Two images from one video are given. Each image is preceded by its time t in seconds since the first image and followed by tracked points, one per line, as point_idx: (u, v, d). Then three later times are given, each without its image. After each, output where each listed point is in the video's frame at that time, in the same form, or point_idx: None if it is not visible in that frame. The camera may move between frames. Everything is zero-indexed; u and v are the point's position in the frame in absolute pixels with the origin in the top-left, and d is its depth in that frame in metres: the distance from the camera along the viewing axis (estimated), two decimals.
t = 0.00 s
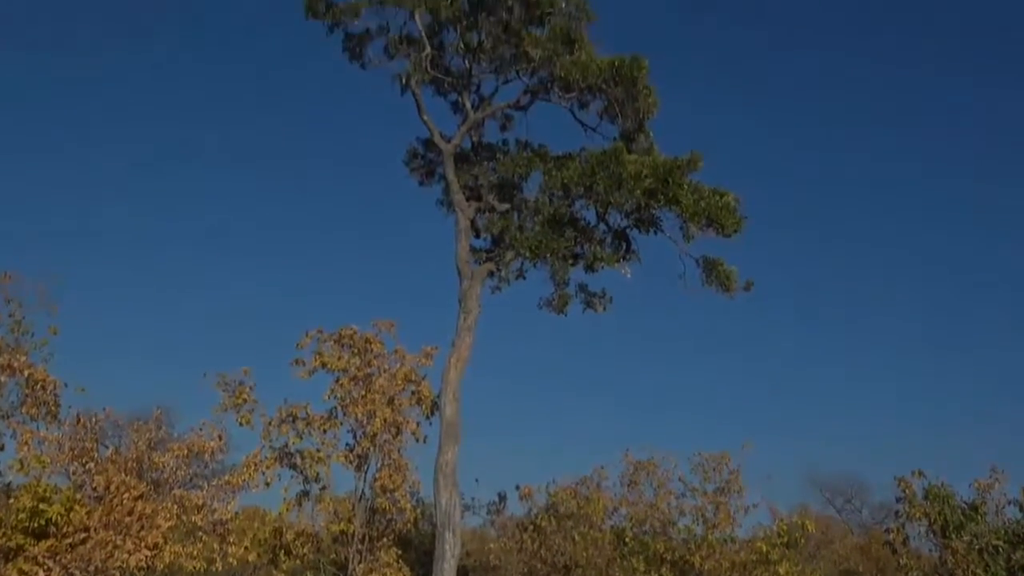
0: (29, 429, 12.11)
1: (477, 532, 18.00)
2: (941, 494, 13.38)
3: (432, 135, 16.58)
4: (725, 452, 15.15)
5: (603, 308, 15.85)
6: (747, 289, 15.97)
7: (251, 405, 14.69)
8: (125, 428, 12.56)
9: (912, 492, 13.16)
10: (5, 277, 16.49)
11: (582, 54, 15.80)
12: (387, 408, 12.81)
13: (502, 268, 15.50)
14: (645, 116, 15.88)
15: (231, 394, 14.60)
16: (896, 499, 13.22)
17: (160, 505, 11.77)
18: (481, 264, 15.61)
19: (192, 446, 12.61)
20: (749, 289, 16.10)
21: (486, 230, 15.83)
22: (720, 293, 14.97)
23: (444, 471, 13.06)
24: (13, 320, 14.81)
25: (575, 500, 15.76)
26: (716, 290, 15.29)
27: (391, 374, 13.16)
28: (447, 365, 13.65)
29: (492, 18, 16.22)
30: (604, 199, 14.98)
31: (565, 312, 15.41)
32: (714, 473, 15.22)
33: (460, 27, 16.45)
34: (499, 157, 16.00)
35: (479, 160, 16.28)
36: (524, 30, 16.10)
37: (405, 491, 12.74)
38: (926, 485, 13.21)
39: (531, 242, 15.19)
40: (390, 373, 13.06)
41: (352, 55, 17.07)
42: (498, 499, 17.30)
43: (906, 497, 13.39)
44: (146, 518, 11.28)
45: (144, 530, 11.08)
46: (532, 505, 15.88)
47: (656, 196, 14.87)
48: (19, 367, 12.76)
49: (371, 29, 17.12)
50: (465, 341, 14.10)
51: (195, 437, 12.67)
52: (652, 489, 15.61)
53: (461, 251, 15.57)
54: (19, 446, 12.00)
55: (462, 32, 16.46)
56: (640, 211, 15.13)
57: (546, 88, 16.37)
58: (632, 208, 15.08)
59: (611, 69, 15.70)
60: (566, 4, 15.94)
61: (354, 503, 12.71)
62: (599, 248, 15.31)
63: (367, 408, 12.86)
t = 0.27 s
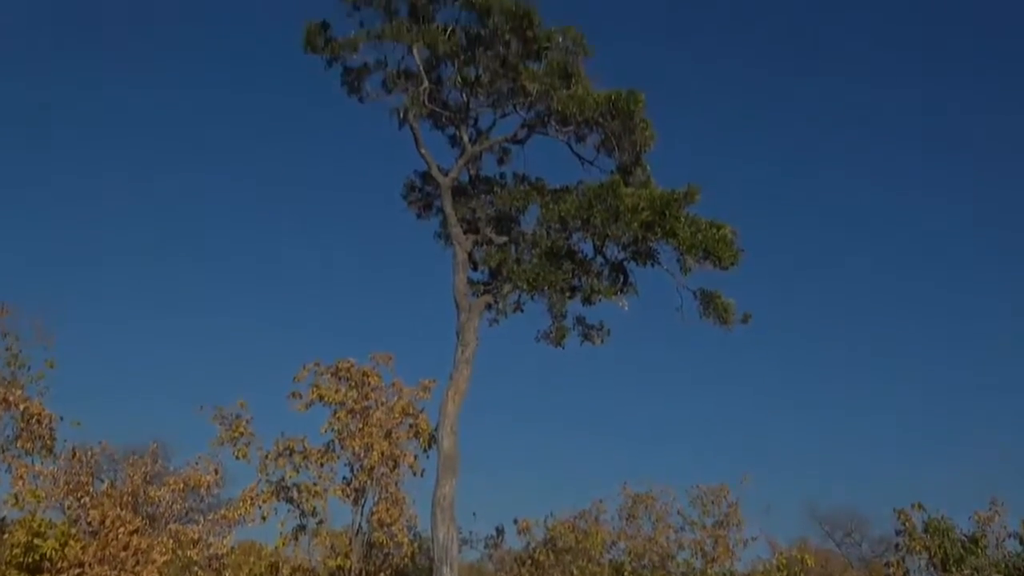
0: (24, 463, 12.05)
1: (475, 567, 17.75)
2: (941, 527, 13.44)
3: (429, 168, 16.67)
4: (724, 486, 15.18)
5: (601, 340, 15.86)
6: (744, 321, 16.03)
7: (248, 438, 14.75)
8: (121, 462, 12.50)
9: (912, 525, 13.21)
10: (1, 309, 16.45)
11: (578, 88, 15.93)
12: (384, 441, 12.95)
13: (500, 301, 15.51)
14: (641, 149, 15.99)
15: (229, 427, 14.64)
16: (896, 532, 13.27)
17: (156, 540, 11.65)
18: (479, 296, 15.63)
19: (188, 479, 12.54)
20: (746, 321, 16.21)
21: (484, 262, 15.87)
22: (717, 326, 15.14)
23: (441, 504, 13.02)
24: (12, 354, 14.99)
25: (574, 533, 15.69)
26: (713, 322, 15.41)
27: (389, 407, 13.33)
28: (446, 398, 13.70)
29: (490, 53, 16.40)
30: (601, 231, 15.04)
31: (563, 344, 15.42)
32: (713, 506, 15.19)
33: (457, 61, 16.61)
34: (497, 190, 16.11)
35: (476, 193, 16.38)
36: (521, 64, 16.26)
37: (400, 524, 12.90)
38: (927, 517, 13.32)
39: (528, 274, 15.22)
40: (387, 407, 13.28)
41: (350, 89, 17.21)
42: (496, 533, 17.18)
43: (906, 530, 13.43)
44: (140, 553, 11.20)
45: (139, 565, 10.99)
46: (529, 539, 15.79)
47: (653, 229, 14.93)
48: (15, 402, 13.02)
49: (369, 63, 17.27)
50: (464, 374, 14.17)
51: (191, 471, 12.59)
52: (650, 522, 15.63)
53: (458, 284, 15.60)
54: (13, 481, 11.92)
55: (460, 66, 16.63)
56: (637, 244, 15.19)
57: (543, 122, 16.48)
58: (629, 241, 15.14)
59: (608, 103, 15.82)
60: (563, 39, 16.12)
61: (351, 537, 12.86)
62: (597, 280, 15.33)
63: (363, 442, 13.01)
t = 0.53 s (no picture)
0: (20, 496, 12.00)
1: None
2: (942, 558, 13.44)
3: (428, 199, 16.74)
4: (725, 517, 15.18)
5: (599, 370, 15.86)
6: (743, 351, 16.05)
7: (245, 470, 14.78)
8: (117, 494, 12.50)
9: (914, 556, 13.20)
10: None
11: (576, 119, 16.03)
12: (382, 472, 13.11)
13: (498, 331, 15.53)
14: (639, 179, 16.06)
15: (226, 458, 14.67)
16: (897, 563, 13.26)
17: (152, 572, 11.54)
18: (477, 327, 15.64)
19: (185, 511, 12.38)
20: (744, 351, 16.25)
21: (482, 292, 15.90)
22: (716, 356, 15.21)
23: (440, 537, 13.03)
24: (9, 386, 15.04)
25: (574, 565, 15.60)
26: (711, 351, 15.45)
27: (388, 438, 13.47)
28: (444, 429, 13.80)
29: (488, 84, 16.54)
30: (599, 261, 15.08)
31: (561, 374, 15.41)
32: (714, 536, 15.18)
33: (455, 92, 16.74)
34: (495, 220, 16.17)
35: (474, 223, 16.44)
36: (519, 95, 16.39)
37: (398, 556, 13.01)
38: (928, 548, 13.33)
39: (527, 304, 15.24)
40: (385, 437, 13.42)
41: (349, 120, 17.32)
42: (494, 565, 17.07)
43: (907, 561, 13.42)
44: None
45: None
46: (529, 570, 15.69)
47: (651, 259, 14.96)
48: (11, 434, 13.15)
49: (368, 94, 17.39)
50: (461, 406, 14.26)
51: (188, 503, 12.49)
52: (650, 553, 15.61)
53: (457, 314, 15.61)
54: (9, 513, 11.83)
55: (458, 97, 16.75)
56: (635, 274, 15.21)
57: (541, 152, 16.56)
58: (627, 271, 15.16)
59: (605, 134, 15.91)
60: (561, 71, 16.26)
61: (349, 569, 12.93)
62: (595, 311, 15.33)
63: (361, 472, 13.17)
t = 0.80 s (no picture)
0: (17, 524, 11.91)
1: None
2: None
3: (427, 226, 16.78)
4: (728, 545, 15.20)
5: (599, 397, 15.85)
6: (743, 378, 16.05)
7: (243, 497, 14.78)
8: (114, 523, 12.75)
9: None
10: None
11: (575, 146, 16.11)
12: (381, 500, 13.28)
13: (497, 358, 15.54)
14: (638, 206, 16.12)
15: (224, 486, 14.65)
16: None
17: None
18: (477, 354, 15.64)
19: (182, 540, 12.24)
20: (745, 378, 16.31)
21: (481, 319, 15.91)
22: (717, 382, 15.21)
23: (440, 565, 13.10)
24: (6, 413, 15.01)
25: None
26: (711, 377, 15.45)
27: (386, 466, 13.62)
28: (443, 458, 13.93)
29: (487, 112, 16.64)
30: (599, 288, 15.10)
31: (561, 401, 15.40)
32: (716, 563, 15.20)
33: (455, 120, 16.83)
34: (494, 247, 16.21)
35: (474, 250, 16.47)
36: (518, 123, 16.49)
37: None
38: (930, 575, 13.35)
39: (527, 331, 15.25)
40: (385, 466, 13.56)
41: (348, 148, 17.39)
42: None
43: None
44: None
45: None
46: None
47: (650, 285, 14.98)
48: (9, 462, 13.13)
49: (368, 122, 17.47)
50: (460, 433, 14.37)
51: (187, 531, 12.37)
52: None
53: (456, 341, 15.60)
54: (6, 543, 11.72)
55: (457, 125, 16.83)
56: (635, 300, 15.22)
57: (540, 179, 16.62)
58: (626, 298, 15.18)
59: (604, 161, 15.98)
60: (560, 99, 16.38)
61: None
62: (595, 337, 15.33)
63: (359, 500, 13.35)
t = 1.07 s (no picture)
0: (16, 551, 11.91)
1: None
2: None
3: (427, 251, 16.81)
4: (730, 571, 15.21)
5: (600, 422, 15.82)
6: (744, 403, 16.02)
7: (243, 523, 14.75)
8: (112, 549, 12.55)
9: None
10: None
11: (575, 171, 16.16)
12: (381, 526, 13.38)
13: (498, 383, 15.52)
14: (638, 231, 16.15)
15: (224, 512, 14.62)
16: None
17: None
18: (477, 379, 15.62)
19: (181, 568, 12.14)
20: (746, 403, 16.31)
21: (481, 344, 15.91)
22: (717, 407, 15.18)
23: None
24: (5, 439, 15.02)
25: None
26: (712, 402, 15.43)
27: (387, 491, 13.74)
28: (443, 483, 13.99)
29: (488, 137, 16.72)
30: (599, 312, 15.10)
31: (561, 426, 15.38)
32: None
33: (455, 145, 16.90)
34: (494, 272, 16.23)
35: (474, 275, 16.49)
36: (518, 148, 16.56)
37: None
38: None
39: (527, 356, 15.24)
40: (385, 491, 13.69)
41: (349, 173, 17.45)
42: None
43: None
44: None
45: None
46: None
47: (650, 310, 14.99)
48: (7, 488, 13.23)
49: (368, 148, 17.55)
50: (461, 458, 14.39)
51: (186, 558, 12.32)
52: None
53: (456, 366, 15.59)
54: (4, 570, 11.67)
55: (457, 150, 16.90)
56: (635, 325, 15.22)
57: (540, 204, 16.67)
58: (626, 322, 15.17)
59: (604, 186, 16.03)
60: (559, 124, 16.47)
61: None
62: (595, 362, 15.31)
63: (360, 525, 13.43)
